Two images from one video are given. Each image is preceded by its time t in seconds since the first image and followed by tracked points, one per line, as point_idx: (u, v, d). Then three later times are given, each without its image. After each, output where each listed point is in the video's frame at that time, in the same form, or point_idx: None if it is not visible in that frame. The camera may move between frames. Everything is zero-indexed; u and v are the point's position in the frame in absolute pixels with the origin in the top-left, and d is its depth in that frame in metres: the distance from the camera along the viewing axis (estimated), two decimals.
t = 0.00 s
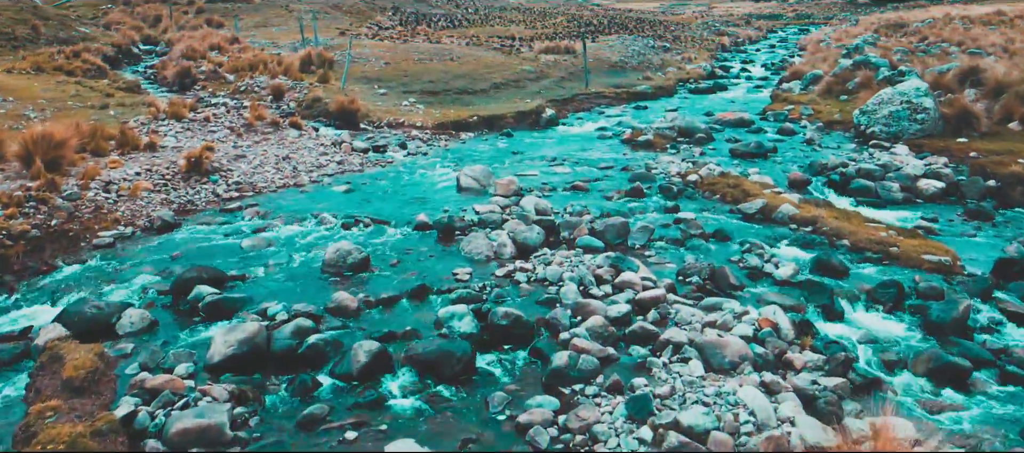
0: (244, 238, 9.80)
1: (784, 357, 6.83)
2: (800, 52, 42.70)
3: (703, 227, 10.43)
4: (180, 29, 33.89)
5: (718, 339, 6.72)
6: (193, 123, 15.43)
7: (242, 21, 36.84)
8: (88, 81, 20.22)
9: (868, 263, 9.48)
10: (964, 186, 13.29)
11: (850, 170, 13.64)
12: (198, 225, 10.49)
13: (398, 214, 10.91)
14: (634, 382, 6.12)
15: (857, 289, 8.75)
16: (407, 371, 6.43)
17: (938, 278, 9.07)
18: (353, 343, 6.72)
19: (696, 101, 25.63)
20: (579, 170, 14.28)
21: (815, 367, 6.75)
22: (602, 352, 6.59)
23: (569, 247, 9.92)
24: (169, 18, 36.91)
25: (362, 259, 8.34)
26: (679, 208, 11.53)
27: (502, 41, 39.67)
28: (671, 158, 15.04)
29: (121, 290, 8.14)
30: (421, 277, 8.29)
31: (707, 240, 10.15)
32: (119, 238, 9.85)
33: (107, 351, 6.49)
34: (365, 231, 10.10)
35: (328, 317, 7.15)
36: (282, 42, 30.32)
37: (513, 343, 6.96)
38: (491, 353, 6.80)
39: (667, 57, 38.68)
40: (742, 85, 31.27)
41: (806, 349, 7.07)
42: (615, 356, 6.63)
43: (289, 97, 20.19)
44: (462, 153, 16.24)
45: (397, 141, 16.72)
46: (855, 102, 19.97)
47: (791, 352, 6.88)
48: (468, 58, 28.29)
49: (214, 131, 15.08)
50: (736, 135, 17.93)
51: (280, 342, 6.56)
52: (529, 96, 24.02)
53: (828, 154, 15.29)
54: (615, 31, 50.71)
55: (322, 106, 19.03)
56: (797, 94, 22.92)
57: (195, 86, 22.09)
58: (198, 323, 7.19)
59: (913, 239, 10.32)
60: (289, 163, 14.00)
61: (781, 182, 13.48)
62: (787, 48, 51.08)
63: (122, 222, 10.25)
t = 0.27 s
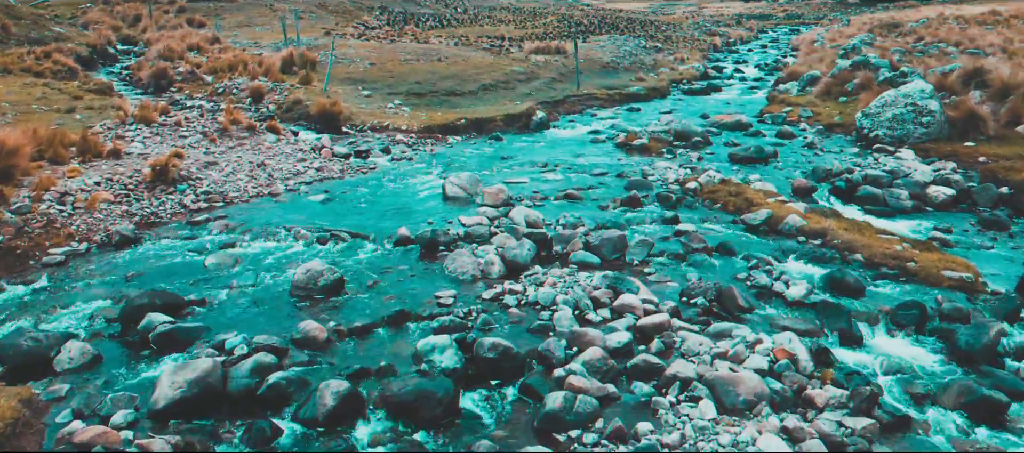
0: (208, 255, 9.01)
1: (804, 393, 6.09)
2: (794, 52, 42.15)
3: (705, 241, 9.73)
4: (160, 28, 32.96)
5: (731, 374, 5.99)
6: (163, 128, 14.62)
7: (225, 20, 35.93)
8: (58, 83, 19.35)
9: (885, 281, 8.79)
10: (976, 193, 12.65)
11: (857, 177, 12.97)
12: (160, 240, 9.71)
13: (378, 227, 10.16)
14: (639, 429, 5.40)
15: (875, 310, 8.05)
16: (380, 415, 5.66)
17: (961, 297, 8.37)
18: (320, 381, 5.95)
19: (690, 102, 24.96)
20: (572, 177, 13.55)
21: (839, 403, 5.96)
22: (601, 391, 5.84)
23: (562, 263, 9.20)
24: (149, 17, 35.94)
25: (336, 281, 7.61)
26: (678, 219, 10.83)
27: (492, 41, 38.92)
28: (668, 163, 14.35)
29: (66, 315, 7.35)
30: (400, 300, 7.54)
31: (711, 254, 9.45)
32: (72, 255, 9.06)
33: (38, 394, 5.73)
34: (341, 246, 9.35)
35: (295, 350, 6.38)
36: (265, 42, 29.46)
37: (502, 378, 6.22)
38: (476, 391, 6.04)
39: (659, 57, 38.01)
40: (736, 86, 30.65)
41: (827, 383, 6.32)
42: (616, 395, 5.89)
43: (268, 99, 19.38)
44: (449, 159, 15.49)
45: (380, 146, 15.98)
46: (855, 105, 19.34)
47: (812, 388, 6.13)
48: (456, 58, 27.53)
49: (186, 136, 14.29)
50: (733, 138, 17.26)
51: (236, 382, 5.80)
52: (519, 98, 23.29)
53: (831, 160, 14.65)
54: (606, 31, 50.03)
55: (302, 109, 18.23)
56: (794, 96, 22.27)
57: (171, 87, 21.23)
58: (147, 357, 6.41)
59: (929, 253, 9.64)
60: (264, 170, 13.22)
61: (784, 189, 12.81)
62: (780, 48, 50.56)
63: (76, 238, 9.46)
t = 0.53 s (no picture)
0: (159, 276, 8.20)
1: (822, 437, 5.36)
2: (779, 53, 41.76)
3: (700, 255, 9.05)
4: (130, 28, 31.88)
5: (741, 417, 5.28)
6: (122, 133, 13.75)
7: (199, 20, 34.91)
8: (15, 85, 18.37)
9: (896, 300, 8.15)
10: (980, 200, 12.10)
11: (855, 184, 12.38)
12: (107, 258, 8.89)
13: (348, 242, 9.39)
14: None
15: (889, 334, 7.38)
16: None
17: (979, 317, 7.73)
18: (271, 431, 5.17)
19: (678, 104, 24.36)
20: (557, 185, 12.85)
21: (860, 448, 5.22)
22: (593, 440, 5.10)
23: (548, 282, 8.47)
24: (119, 16, 34.80)
25: (296, 309, 6.88)
26: (671, 231, 10.15)
27: (474, 41, 38.16)
28: (658, 169, 13.68)
29: None
30: (367, 329, 6.77)
31: (708, 271, 8.76)
32: (6, 277, 8.22)
33: None
34: (306, 265, 8.57)
35: (244, 394, 5.60)
36: (239, 42, 28.51)
37: (481, 422, 5.46)
38: (452, 439, 5.28)
39: (644, 58, 37.45)
40: (723, 87, 30.10)
41: (846, 424, 5.61)
42: (611, 444, 5.16)
43: (238, 102, 18.51)
44: (427, 165, 14.73)
45: (355, 152, 15.18)
46: (847, 107, 18.80)
47: (831, 430, 5.41)
48: (436, 59, 26.75)
49: (145, 143, 13.43)
50: (723, 142, 16.66)
51: (172, 434, 5.00)
52: (502, 100, 22.56)
53: (826, 165, 14.06)
54: (590, 31, 49.43)
55: (274, 113, 17.43)
56: (783, 97, 21.72)
57: (138, 89, 20.29)
58: (74, 400, 5.60)
59: (940, 267, 9.02)
60: (229, 178, 12.40)
61: (781, 197, 12.18)
62: (765, 49, 50.22)
63: (12, 257, 8.62)
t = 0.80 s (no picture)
0: (86, 305, 7.28)
1: None
2: (755, 53, 41.48)
3: (688, 273, 8.34)
4: (85, 27, 30.47)
5: None
6: (61, 141, 12.72)
7: (159, 19, 33.56)
8: None
9: (901, 322, 7.50)
10: (974, 207, 11.57)
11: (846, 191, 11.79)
12: (29, 284, 7.93)
13: (303, 263, 8.53)
14: None
15: (898, 362, 6.71)
16: None
17: (991, 341, 7.11)
18: None
19: (655, 106, 23.74)
20: (532, 194, 12.08)
21: None
22: None
23: (524, 306, 7.69)
24: (74, 15, 33.32)
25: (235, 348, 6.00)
26: (656, 245, 9.43)
27: (446, 41, 37.28)
28: (638, 176, 12.99)
29: None
30: (318, 370, 5.94)
31: (697, 291, 8.04)
32: None
33: None
34: (254, 291, 7.70)
35: None
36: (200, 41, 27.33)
37: None
38: None
39: (620, 58, 36.87)
40: (700, 88, 29.60)
41: None
42: None
43: (194, 105, 17.47)
44: (395, 173, 13.87)
45: (317, 159, 14.27)
46: (829, 109, 18.31)
47: None
48: (407, 59, 25.85)
49: (86, 151, 12.41)
50: (704, 146, 16.03)
51: None
52: (474, 102, 21.74)
53: (813, 171, 13.48)
54: (564, 31, 48.78)
55: (231, 118, 16.42)
56: (763, 99, 21.21)
57: (87, 91, 19.13)
58: None
59: (943, 283, 8.41)
60: (176, 190, 11.44)
61: (769, 206, 11.55)
62: (739, 49, 50.02)
63: None
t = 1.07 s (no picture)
0: None
1: None
2: (727, 54, 41.26)
3: (674, 293, 7.69)
4: (34, 25, 29.04)
5: None
6: None
7: (114, 18, 32.21)
8: None
9: (903, 346, 6.92)
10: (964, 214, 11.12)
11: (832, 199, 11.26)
12: None
13: (251, 287, 7.73)
14: None
15: (907, 394, 6.09)
16: None
17: (1003, 367, 6.54)
18: None
19: (630, 108, 23.17)
20: (504, 203, 11.36)
21: None
22: None
23: (496, 332, 6.97)
24: (23, 13, 31.81)
25: (158, 395, 5.23)
26: (638, 260, 8.77)
27: (415, 41, 36.40)
28: (615, 183, 12.36)
29: None
30: (256, 421, 5.18)
31: (684, 313, 7.39)
32: None
33: None
34: (192, 320, 6.88)
35: None
36: (156, 41, 26.15)
37: None
38: None
39: (593, 59, 36.33)
40: (674, 89, 29.16)
41: None
42: None
43: (144, 109, 16.45)
44: (358, 181, 13.06)
45: (274, 167, 13.40)
46: (807, 111, 17.88)
47: None
48: (374, 59, 24.97)
49: (18, 161, 11.43)
50: (682, 150, 15.46)
51: None
52: (444, 104, 20.97)
53: (796, 176, 12.97)
54: (536, 31, 48.16)
55: (183, 122, 15.46)
56: (739, 100, 20.75)
57: (29, 94, 17.99)
58: None
59: (944, 301, 7.86)
60: (116, 203, 10.53)
61: (753, 215, 10.97)
62: (711, 49, 49.86)
63: None
